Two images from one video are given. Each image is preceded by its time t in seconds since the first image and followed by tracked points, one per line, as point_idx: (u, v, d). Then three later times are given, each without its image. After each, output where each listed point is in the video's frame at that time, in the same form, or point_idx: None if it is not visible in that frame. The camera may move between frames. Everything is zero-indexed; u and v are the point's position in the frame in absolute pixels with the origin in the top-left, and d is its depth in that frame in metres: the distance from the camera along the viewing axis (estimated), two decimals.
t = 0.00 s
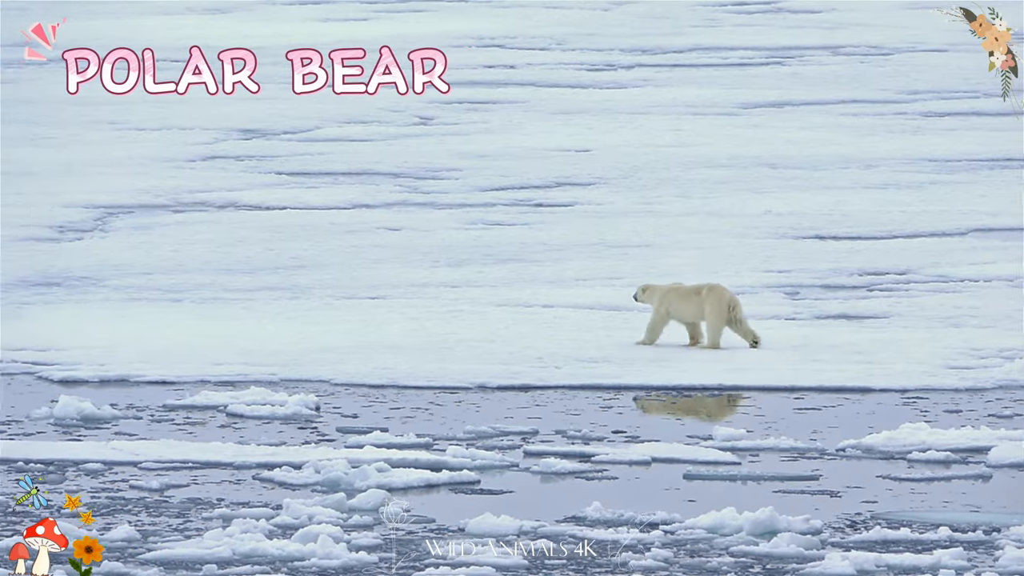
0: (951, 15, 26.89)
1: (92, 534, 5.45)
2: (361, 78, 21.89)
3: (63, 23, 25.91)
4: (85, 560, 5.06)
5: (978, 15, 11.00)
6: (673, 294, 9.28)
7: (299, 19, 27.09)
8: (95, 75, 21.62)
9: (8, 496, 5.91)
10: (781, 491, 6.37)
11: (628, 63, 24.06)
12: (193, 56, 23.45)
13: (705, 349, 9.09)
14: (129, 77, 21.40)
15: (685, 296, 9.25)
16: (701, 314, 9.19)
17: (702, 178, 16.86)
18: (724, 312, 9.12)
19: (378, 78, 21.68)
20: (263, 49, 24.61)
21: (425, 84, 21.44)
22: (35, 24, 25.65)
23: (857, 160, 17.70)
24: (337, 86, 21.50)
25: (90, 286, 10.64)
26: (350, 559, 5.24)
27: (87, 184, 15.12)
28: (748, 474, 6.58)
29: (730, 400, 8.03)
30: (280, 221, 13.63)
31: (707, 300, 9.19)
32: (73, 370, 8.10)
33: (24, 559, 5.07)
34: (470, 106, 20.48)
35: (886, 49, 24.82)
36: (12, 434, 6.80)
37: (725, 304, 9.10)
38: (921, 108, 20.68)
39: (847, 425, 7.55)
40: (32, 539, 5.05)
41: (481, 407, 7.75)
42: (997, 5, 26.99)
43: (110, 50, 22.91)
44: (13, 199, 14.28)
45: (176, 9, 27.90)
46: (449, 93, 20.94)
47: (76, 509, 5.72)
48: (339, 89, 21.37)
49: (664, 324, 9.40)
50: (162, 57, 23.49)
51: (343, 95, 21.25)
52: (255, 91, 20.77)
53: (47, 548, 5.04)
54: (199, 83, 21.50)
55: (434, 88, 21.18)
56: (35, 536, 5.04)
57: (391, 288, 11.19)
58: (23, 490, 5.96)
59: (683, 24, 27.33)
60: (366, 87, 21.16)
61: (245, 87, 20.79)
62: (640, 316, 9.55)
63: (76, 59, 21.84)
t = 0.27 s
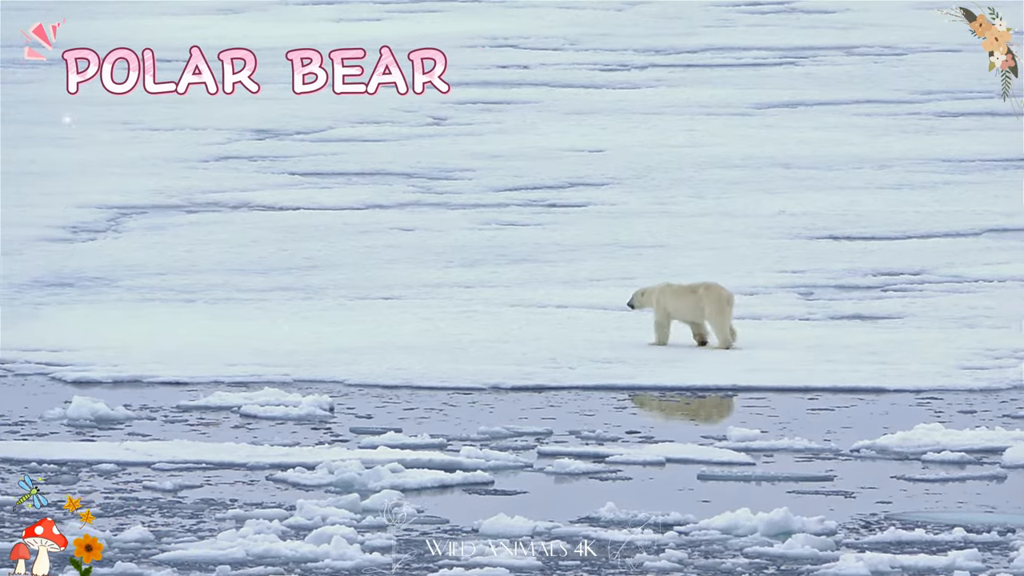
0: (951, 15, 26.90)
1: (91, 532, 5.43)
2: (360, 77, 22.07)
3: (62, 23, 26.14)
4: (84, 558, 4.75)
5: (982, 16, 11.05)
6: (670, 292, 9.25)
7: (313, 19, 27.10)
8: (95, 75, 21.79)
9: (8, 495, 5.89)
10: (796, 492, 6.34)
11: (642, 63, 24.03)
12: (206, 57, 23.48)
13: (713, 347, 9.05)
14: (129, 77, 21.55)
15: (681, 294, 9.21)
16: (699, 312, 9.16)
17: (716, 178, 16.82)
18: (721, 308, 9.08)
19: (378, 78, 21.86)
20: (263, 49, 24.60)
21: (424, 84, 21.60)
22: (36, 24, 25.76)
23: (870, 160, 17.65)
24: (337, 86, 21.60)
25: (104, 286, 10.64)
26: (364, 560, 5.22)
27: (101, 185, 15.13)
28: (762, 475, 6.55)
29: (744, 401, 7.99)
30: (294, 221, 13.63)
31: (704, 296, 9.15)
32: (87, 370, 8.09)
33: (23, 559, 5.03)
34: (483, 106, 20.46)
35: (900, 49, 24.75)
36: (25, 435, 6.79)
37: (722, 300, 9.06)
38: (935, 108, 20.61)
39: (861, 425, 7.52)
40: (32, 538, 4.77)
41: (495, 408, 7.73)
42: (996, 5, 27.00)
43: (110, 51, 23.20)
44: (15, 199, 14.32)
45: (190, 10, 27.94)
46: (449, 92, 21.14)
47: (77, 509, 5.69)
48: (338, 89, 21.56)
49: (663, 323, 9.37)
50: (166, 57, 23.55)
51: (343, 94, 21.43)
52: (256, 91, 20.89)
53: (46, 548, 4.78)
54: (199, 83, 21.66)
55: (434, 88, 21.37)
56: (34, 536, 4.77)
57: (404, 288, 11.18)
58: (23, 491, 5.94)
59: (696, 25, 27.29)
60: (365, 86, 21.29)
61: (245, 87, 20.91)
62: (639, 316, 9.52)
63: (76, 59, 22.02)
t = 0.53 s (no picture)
0: (948, 16, 26.91)
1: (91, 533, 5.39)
2: (360, 77, 22.06)
3: (62, 23, 26.22)
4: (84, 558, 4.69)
5: (975, 20, 11.84)
6: (671, 291, 9.20)
7: (327, 19, 27.10)
8: (94, 75, 21.71)
9: (8, 495, 5.86)
10: (812, 493, 6.29)
11: (657, 64, 23.98)
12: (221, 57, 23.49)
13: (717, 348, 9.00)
14: (129, 77, 21.51)
15: (682, 293, 9.16)
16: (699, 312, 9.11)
17: (731, 178, 16.77)
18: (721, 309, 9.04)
19: (378, 77, 21.84)
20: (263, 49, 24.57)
21: (424, 84, 21.56)
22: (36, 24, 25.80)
23: (886, 160, 17.58)
24: (337, 86, 21.60)
25: (118, 287, 10.63)
26: (379, 561, 5.19)
27: (116, 185, 15.13)
28: (779, 476, 6.49)
29: (760, 403, 7.94)
30: (310, 222, 13.61)
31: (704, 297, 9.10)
32: (102, 372, 8.07)
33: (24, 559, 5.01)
34: (499, 107, 20.43)
35: (916, 49, 24.67)
36: (40, 436, 6.76)
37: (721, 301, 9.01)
38: (951, 108, 20.54)
39: (878, 426, 7.46)
40: (32, 539, 4.74)
41: (511, 409, 7.69)
42: (996, 5, 27.03)
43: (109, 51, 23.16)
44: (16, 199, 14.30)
45: (206, 10, 27.97)
46: (449, 92, 21.10)
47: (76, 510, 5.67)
48: (339, 88, 21.55)
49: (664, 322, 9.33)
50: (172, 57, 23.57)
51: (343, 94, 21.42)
52: (256, 91, 20.88)
53: (46, 548, 4.73)
54: (199, 83, 21.68)
55: (434, 88, 21.34)
56: (34, 536, 4.72)
57: (419, 288, 11.14)
58: (23, 490, 5.93)
59: (711, 25, 27.23)
60: (365, 86, 21.27)
61: (245, 87, 20.91)
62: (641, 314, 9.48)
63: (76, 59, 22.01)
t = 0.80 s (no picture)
0: (950, 15, 26.89)
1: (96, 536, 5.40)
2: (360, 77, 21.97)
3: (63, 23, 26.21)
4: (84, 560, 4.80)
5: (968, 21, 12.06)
6: (671, 292, 9.28)
7: (340, 19, 27.09)
8: (94, 74, 21.44)
9: (8, 496, 5.86)
10: (826, 494, 6.26)
11: (670, 64, 23.93)
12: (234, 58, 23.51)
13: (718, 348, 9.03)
14: (128, 76, 21.24)
15: (681, 294, 9.25)
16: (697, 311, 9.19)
17: (745, 178, 16.72)
18: (719, 308, 9.12)
19: (378, 77, 21.73)
20: (261, 48, 24.55)
21: (425, 84, 21.43)
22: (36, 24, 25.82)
23: (900, 161, 17.52)
24: (336, 85, 21.56)
25: (131, 288, 10.62)
26: (393, 563, 5.17)
27: (128, 185, 15.13)
28: (793, 477, 6.46)
29: (773, 404, 7.90)
30: (324, 222, 13.60)
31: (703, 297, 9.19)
32: (115, 373, 8.05)
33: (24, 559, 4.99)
34: (512, 107, 20.40)
35: (929, 49, 24.60)
36: (53, 437, 6.75)
37: (720, 300, 9.10)
38: (965, 108, 20.47)
39: (892, 428, 7.42)
40: (31, 538, 4.76)
41: (524, 410, 7.67)
42: (996, 5, 27.06)
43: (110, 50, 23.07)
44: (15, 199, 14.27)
45: (219, 10, 27.99)
46: (449, 91, 21.06)
47: (76, 509, 5.68)
48: (338, 88, 21.45)
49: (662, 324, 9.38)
50: (177, 55, 23.58)
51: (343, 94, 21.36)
52: (256, 91, 20.81)
53: (47, 548, 4.76)
54: (199, 83, 21.58)
55: (434, 88, 21.23)
56: (35, 536, 4.76)
57: (432, 289, 11.12)
58: (22, 490, 5.93)
59: (725, 25, 27.19)
60: (365, 87, 21.23)
61: (245, 87, 20.85)
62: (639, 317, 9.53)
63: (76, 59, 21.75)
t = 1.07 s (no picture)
0: (947, 17, 26.94)
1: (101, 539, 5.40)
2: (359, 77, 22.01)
3: (63, 23, 26.23)
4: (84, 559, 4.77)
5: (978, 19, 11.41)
6: (669, 289, 9.19)
7: (354, 21, 27.09)
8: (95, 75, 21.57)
9: (9, 495, 5.87)
10: (842, 496, 6.23)
11: (685, 66, 23.89)
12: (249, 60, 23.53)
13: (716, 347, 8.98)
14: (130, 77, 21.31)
15: (679, 291, 9.15)
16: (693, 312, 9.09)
17: (760, 180, 16.67)
18: (714, 311, 9.00)
19: (378, 78, 21.82)
20: (269, 49, 24.57)
21: (425, 84, 21.48)
22: (35, 24, 25.90)
23: (915, 162, 17.45)
24: (337, 86, 21.60)
25: (146, 289, 10.62)
26: (409, 565, 5.16)
27: (143, 187, 15.13)
28: (809, 478, 6.43)
29: (787, 406, 7.87)
30: (339, 224, 13.59)
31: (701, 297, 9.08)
32: (130, 374, 8.04)
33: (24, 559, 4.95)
34: (527, 109, 20.38)
35: (944, 51, 24.52)
36: (68, 438, 6.75)
37: (715, 304, 8.98)
38: (980, 110, 20.40)
39: (908, 429, 7.38)
40: (31, 538, 4.71)
41: (539, 411, 7.64)
42: (998, 5, 27.08)
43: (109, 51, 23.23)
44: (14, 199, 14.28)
45: (234, 11, 28.03)
46: (449, 92, 21.10)
47: (76, 509, 5.69)
48: (339, 89, 21.51)
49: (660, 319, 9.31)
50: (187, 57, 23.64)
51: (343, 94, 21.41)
52: (256, 91, 20.86)
53: (47, 548, 4.72)
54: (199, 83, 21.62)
55: (434, 88, 21.26)
56: (35, 536, 4.71)
57: (447, 291, 11.10)
58: (24, 490, 5.93)
59: (740, 26, 27.15)
60: (366, 87, 21.31)
61: (245, 87, 20.88)
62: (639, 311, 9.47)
63: (76, 59, 21.86)
